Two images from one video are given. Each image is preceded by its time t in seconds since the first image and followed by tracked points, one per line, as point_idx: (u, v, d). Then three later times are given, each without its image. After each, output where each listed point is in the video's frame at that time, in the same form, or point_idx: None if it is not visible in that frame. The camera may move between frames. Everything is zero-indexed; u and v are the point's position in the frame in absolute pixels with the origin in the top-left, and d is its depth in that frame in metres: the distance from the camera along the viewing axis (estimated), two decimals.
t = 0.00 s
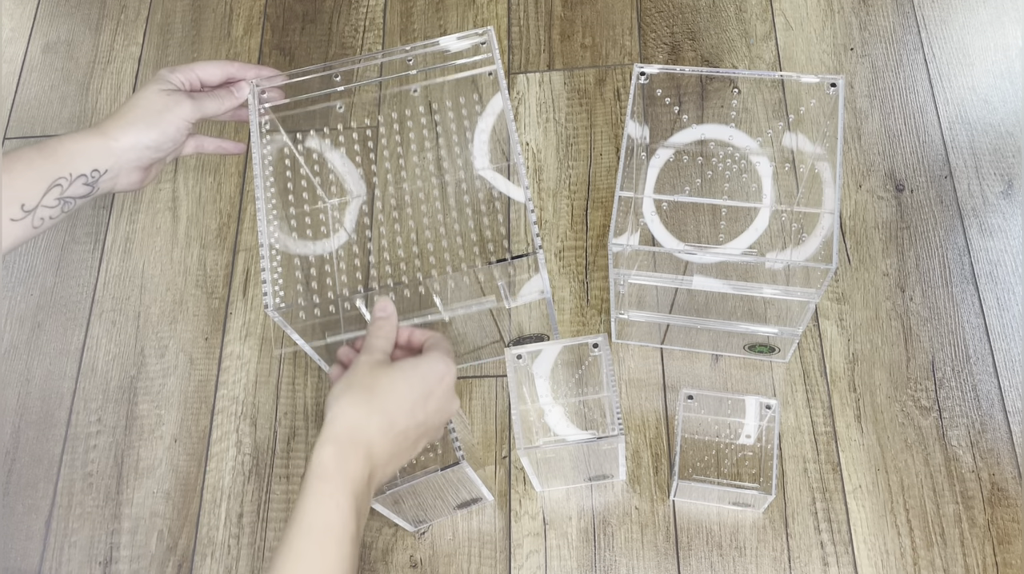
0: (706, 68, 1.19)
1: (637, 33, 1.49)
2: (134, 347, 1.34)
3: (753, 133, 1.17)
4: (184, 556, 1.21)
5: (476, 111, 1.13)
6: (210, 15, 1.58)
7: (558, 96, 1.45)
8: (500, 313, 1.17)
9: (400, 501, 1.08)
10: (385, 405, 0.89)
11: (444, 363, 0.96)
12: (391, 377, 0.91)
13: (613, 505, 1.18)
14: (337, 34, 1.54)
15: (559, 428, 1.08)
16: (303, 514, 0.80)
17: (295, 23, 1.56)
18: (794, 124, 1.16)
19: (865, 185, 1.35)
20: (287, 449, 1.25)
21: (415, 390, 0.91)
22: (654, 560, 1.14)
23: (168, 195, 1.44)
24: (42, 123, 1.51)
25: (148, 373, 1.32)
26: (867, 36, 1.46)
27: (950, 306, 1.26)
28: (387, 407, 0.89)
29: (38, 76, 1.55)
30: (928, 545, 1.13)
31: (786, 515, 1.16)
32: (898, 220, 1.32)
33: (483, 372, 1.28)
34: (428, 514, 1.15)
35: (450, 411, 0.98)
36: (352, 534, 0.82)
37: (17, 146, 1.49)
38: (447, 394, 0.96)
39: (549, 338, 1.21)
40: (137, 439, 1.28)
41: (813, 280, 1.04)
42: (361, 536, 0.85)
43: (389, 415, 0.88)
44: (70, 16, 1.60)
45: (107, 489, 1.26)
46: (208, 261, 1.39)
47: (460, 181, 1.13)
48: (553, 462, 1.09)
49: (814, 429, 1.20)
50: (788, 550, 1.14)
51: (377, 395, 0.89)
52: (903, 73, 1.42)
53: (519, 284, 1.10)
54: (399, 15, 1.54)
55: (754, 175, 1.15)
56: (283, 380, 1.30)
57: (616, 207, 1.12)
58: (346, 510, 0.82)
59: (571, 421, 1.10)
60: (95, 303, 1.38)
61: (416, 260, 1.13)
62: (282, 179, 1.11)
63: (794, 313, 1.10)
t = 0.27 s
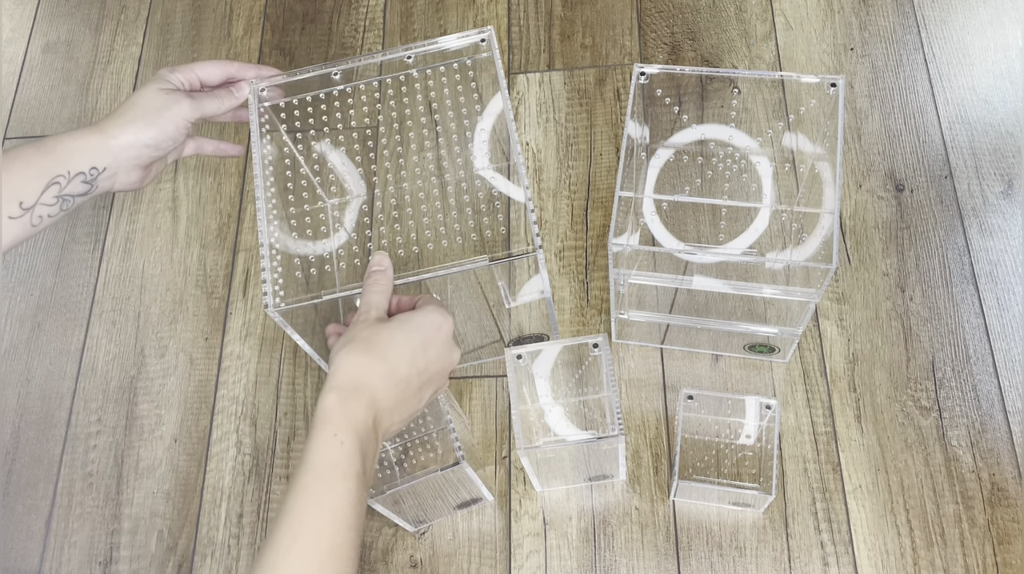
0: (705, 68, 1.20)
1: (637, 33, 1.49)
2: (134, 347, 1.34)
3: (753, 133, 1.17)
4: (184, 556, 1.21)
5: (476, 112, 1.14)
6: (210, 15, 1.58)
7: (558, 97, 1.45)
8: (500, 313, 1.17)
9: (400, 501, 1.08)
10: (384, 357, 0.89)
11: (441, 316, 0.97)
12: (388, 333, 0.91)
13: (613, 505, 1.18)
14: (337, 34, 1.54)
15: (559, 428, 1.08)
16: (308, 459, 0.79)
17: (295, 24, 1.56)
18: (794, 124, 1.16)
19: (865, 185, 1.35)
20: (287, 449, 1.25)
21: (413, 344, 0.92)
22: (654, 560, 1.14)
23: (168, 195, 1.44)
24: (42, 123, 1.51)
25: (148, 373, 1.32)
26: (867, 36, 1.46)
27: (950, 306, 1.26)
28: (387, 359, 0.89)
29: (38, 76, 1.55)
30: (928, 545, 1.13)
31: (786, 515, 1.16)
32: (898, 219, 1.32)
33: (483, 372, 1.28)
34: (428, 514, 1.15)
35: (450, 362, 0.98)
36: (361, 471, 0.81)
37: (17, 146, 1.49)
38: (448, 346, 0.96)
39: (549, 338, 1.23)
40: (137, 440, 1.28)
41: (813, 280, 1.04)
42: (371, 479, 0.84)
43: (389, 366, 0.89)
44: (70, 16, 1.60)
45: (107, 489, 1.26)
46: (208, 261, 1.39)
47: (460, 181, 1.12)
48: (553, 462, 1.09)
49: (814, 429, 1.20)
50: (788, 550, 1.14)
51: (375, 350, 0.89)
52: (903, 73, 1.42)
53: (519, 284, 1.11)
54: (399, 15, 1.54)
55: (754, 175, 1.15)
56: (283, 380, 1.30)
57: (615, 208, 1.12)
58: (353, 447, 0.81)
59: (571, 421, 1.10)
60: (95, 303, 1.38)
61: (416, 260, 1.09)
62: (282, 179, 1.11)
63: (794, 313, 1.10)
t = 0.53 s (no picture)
0: (706, 68, 1.20)
1: (637, 33, 1.49)
2: (134, 347, 1.34)
3: (753, 133, 1.17)
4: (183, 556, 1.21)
5: (476, 112, 1.14)
6: (210, 15, 1.58)
7: (558, 96, 1.45)
8: (500, 313, 1.17)
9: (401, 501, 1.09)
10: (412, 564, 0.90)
11: (473, 514, 0.97)
12: (416, 540, 0.92)
13: (613, 505, 1.18)
14: (337, 34, 1.54)
15: (559, 428, 1.08)
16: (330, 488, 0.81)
17: (295, 23, 1.56)
18: (794, 124, 1.16)
19: (865, 185, 1.35)
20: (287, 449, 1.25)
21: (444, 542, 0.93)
22: (654, 560, 1.14)
23: (168, 195, 1.44)
24: (42, 123, 1.51)
25: (148, 373, 1.32)
26: (867, 36, 1.46)
27: (950, 306, 1.26)
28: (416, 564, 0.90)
29: (38, 75, 1.54)
30: (928, 545, 1.13)
31: (786, 515, 1.16)
32: (898, 220, 1.32)
33: (483, 372, 1.28)
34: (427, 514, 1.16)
35: (484, 560, 0.99)
36: None
37: (17, 146, 1.49)
38: (480, 533, 0.97)
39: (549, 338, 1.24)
40: (137, 440, 1.28)
41: (813, 280, 1.04)
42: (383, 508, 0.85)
43: None
44: (70, 16, 1.60)
45: (107, 489, 1.26)
46: (208, 261, 1.39)
47: (460, 181, 1.11)
48: (553, 462, 1.09)
49: (814, 429, 1.20)
50: (788, 550, 1.14)
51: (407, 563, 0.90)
52: (903, 73, 1.42)
53: (519, 284, 1.11)
54: (399, 15, 1.54)
55: (754, 175, 1.15)
56: (283, 380, 1.30)
57: (615, 208, 1.12)
58: None
59: (571, 422, 1.10)
60: (95, 303, 1.38)
61: (416, 260, 1.08)
62: (282, 179, 1.12)
63: (794, 313, 1.10)
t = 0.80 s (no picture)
0: (706, 68, 1.21)
1: (637, 33, 1.49)
2: (134, 347, 1.34)
3: (753, 133, 1.17)
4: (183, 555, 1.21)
5: (476, 112, 1.14)
6: (210, 15, 1.58)
7: (558, 97, 1.45)
8: (500, 313, 1.17)
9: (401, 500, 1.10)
10: None
11: (492, 564, 1.02)
12: None
13: (613, 505, 1.18)
14: (337, 34, 1.54)
15: (559, 428, 1.08)
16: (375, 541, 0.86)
17: (295, 24, 1.56)
18: (794, 124, 1.16)
19: (865, 185, 1.35)
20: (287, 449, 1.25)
21: None
22: (654, 560, 1.14)
23: (168, 195, 1.44)
24: (42, 123, 1.51)
25: (148, 373, 1.32)
26: (867, 36, 1.46)
27: (950, 306, 1.26)
28: None
29: (38, 76, 1.54)
30: (928, 545, 1.13)
31: (786, 515, 1.16)
32: (898, 220, 1.32)
33: (483, 372, 1.28)
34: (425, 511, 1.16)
35: None
36: None
37: (17, 146, 1.49)
38: None
39: (549, 338, 1.24)
40: (137, 440, 1.28)
41: (813, 280, 1.04)
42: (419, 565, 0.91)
43: None
44: (70, 16, 1.60)
45: (107, 489, 1.26)
46: (208, 261, 1.39)
47: (460, 181, 1.11)
48: (553, 462, 1.09)
49: (814, 429, 1.20)
50: (788, 550, 1.14)
51: None
52: (903, 73, 1.42)
53: (519, 284, 1.12)
54: (399, 15, 1.54)
55: (754, 175, 1.15)
56: (284, 380, 1.30)
57: (615, 208, 1.12)
58: None
59: (571, 422, 1.10)
60: (95, 303, 1.38)
61: (416, 260, 1.08)
62: (282, 179, 1.12)
63: (794, 312, 1.10)
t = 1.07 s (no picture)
0: (706, 68, 1.21)
1: (637, 33, 1.49)
2: (134, 347, 1.34)
3: (753, 133, 1.17)
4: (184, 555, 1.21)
5: (476, 112, 1.14)
6: (210, 15, 1.58)
7: (558, 96, 1.45)
8: (500, 313, 1.17)
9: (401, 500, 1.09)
10: None
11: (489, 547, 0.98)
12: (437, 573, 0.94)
13: (613, 505, 1.18)
14: (337, 34, 1.54)
15: (559, 428, 1.08)
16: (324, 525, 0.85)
17: (295, 24, 1.56)
18: (794, 124, 1.16)
19: (865, 185, 1.35)
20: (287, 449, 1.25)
21: None
22: (654, 560, 1.14)
23: (168, 195, 1.44)
24: (42, 123, 1.51)
25: (148, 373, 1.32)
26: (867, 36, 1.46)
27: (950, 306, 1.26)
28: None
29: (38, 76, 1.54)
30: (928, 545, 1.13)
31: (786, 515, 1.16)
32: (898, 220, 1.32)
33: (483, 372, 1.28)
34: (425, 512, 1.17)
35: None
36: None
37: (17, 146, 1.49)
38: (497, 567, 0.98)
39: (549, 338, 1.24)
40: (137, 440, 1.28)
41: (813, 280, 1.04)
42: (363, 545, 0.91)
43: None
44: (70, 16, 1.60)
45: (107, 489, 1.26)
46: (208, 261, 1.39)
47: (460, 181, 1.11)
48: (553, 462, 1.09)
49: (814, 429, 1.20)
50: (788, 550, 1.14)
51: None
52: (903, 73, 1.42)
53: (519, 284, 1.12)
54: (399, 15, 1.54)
55: (754, 175, 1.15)
56: (284, 380, 1.30)
57: (615, 208, 1.12)
58: None
59: (571, 422, 1.10)
60: (95, 303, 1.38)
61: (416, 260, 1.08)
62: (282, 179, 1.12)
63: (794, 312, 1.10)
